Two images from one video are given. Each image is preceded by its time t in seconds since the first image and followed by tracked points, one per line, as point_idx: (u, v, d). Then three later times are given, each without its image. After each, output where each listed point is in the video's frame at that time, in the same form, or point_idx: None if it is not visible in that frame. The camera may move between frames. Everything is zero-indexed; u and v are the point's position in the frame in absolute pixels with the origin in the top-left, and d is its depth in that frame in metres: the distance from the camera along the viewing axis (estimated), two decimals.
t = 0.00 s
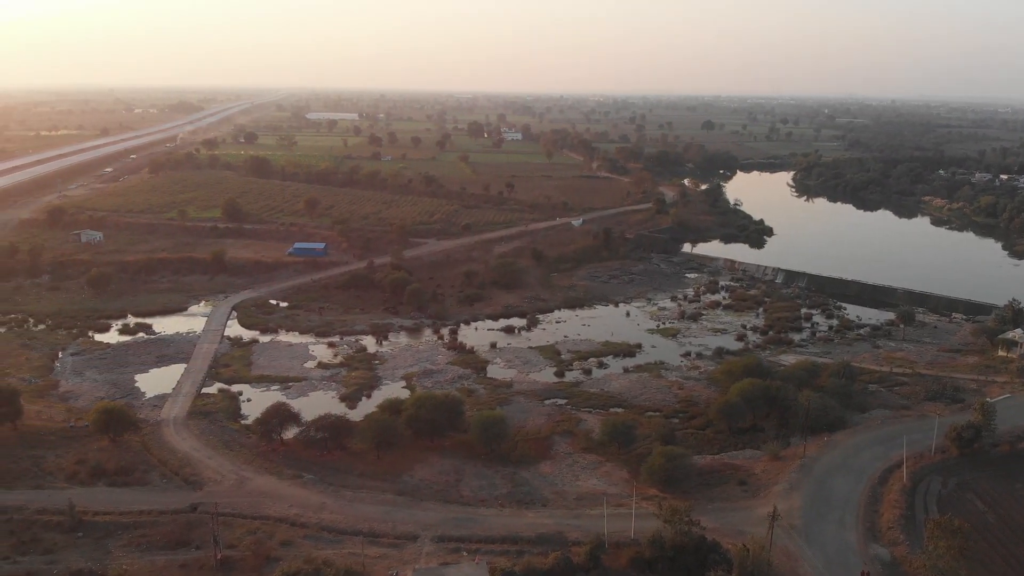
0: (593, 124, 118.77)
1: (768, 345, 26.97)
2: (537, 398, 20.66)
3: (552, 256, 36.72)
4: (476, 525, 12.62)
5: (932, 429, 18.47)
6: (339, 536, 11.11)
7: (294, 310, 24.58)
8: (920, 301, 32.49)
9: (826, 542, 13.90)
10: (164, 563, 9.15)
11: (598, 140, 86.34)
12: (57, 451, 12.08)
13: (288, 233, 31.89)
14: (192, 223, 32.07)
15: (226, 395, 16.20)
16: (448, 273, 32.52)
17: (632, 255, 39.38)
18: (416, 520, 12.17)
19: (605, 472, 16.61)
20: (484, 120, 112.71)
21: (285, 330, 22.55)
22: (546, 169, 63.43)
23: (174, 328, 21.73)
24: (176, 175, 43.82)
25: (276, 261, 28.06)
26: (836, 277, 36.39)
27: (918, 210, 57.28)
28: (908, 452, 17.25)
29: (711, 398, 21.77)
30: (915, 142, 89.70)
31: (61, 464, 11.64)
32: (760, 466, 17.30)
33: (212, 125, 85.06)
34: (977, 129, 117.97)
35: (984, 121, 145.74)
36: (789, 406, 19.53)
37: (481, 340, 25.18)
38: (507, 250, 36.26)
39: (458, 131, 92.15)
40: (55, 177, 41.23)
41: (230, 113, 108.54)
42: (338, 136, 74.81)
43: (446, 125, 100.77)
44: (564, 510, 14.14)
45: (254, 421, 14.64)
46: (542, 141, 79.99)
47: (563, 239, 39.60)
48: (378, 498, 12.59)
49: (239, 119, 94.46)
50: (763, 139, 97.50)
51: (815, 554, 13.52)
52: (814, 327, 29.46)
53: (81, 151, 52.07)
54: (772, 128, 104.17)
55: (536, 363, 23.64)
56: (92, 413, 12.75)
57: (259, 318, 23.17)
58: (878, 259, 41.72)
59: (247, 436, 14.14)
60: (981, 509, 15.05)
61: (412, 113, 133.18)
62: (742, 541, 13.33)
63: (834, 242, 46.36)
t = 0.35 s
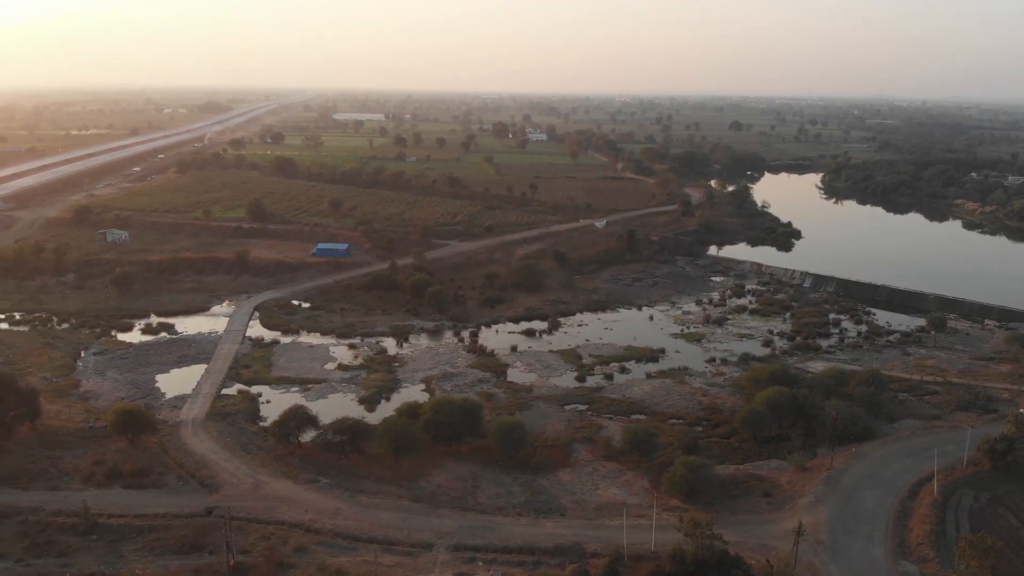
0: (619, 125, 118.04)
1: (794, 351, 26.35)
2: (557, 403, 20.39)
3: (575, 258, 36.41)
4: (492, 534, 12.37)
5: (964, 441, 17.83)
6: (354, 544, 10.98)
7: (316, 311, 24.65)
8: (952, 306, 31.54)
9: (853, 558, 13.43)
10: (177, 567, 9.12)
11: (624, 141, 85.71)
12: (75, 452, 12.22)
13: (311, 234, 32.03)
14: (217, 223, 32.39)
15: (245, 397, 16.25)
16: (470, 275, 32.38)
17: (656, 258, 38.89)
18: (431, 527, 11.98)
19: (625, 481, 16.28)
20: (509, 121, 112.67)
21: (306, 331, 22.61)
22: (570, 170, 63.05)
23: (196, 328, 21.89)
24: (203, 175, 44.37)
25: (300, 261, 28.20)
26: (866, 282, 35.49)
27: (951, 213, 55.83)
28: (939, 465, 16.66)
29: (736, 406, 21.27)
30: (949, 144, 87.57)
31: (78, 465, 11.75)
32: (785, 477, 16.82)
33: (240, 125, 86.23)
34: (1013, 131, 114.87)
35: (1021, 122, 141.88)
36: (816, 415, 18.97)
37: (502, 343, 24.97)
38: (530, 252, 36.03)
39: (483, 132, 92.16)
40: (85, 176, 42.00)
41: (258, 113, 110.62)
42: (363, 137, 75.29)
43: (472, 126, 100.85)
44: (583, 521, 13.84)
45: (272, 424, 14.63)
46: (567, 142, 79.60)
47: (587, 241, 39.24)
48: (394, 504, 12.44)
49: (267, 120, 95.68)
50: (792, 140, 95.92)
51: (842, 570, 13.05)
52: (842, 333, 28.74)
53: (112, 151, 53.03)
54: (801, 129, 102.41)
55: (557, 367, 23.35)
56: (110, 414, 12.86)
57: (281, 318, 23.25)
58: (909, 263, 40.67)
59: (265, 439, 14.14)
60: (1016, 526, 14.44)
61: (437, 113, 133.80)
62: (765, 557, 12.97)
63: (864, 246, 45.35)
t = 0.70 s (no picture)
0: (649, 125, 116.89)
1: (827, 359, 25.58)
2: (582, 409, 20.04)
3: (603, 261, 35.97)
4: (513, 545, 12.10)
5: (1004, 456, 17.08)
6: (372, 551, 10.85)
7: (342, 312, 24.69)
8: (993, 314, 30.36)
9: None
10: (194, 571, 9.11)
11: (654, 141, 84.79)
12: (96, 453, 12.40)
13: (338, 234, 32.17)
14: (247, 222, 32.72)
15: (269, 399, 16.31)
16: (496, 277, 32.19)
17: (686, 261, 38.24)
18: (450, 537, 11.79)
19: (650, 492, 15.88)
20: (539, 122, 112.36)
21: (331, 332, 22.64)
22: (600, 171, 62.47)
23: (223, 328, 22.06)
24: (235, 175, 44.92)
25: (327, 262, 28.32)
26: (902, 287, 34.39)
27: (992, 217, 53.99)
28: (977, 481, 15.97)
29: (766, 415, 20.65)
30: (991, 146, 84.88)
31: (99, 466, 11.91)
32: (817, 490, 16.20)
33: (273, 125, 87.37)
34: None
35: None
36: (850, 426, 18.26)
37: (527, 346, 24.71)
38: (557, 254, 35.70)
39: (513, 132, 91.98)
40: (119, 176, 42.84)
41: (291, 113, 111.55)
42: (394, 137, 75.69)
43: (502, 126, 100.75)
44: (606, 533, 13.49)
45: (294, 426, 14.62)
46: (597, 142, 78.95)
47: (615, 243, 38.75)
48: (413, 512, 12.27)
49: (299, 120, 96.84)
50: (827, 141, 93.90)
51: None
52: (877, 340, 27.82)
53: (147, 151, 54.06)
54: (836, 130, 100.20)
55: (583, 372, 22.99)
56: (132, 415, 13.03)
57: (307, 319, 23.33)
58: (948, 269, 39.33)
59: (287, 442, 14.13)
60: None
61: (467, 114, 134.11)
62: None
63: (901, 250, 44.07)
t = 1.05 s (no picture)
0: (682, 126, 115.47)
1: (863, 367, 24.74)
2: (608, 416, 19.64)
3: (633, 264, 35.46)
4: (536, 557, 11.79)
5: None
6: (390, 560, 10.70)
7: (370, 313, 24.70)
8: None
9: None
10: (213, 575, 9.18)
11: (687, 142, 83.61)
12: (119, 454, 12.62)
13: (367, 235, 32.27)
14: (278, 223, 33.03)
15: (294, 401, 16.37)
16: (524, 279, 31.95)
17: (718, 264, 37.50)
18: (471, 547, 11.57)
19: (678, 504, 15.37)
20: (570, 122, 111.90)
21: (358, 333, 22.65)
22: (631, 172, 61.76)
23: (251, 328, 22.22)
24: (267, 175, 45.44)
25: (356, 263, 28.41)
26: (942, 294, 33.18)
27: None
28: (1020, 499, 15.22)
29: (799, 425, 19.98)
30: None
31: (122, 467, 12.15)
32: (850, 504, 15.56)
33: (307, 125, 88.32)
34: None
35: None
36: (886, 438, 17.44)
37: (554, 351, 24.39)
38: (586, 257, 35.31)
39: (544, 133, 91.60)
40: (155, 176, 43.63)
41: (326, 114, 112.95)
42: (425, 138, 75.97)
43: (533, 127, 100.43)
44: (632, 547, 13.09)
45: (317, 429, 14.61)
46: (629, 143, 78.12)
47: (645, 246, 38.18)
48: (434, 520, 12.09)
49: (333, 121, 97.82)
50: (865, 143, 91.59)
51: None
52: (915, 348, 26.84)
53: (184, 151, 55.07)
54: (875, 132, 97.72)
55: (610, 378, 22.57)
56: (156, 416, 13.21)
57: (334, 320, 23.39)
58: (990, 275, 37.89)
59: (310, 445, 14.12)
60: None
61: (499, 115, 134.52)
62: None
63: (941, 255, 42.64)
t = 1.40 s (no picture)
0: (716, 127, 113.72)
1: (902, 377, 23.85)
2: (635, 424, 19.21)
3: (663, 267, 34.90)
4: (558, 569, 11.51)
5: None
6: (409, 570, 10.51)
7: (397, 314, 24.70)
8: None
9: None
10: None
11: (721, 143, 82.25)
12: (143, 455, 12.81)
13: (396, 236, 32.32)
14: (308, 223, 33.28)
15: (320, 403, 16.39)
16: (552, 282, 31.64)
17: (752, 268, 36.69)
18: (491, 557, 11.32)
19: (706, 518, 14.86)
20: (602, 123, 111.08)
21: (385, 335, 22.64)
22: (664, 174, 60.91)
23: (279, 329, 22.36)
24: (299, 176, 45.93)
25: (384, 264, 28.46)
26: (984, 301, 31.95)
27: None
28: None
29: (834, 437, 19.27)
30: None
31: (145, 469, 12.31)
32: (887, 522, 14.87)
33: (340, 126, 89.31)
34: None
35: None
36: (925, 453, 16.55)
37: (581, 356, 24.03)
38: (615, 260, 34.86)
39: (576, 134, 91.00)
40: (190, 176, 44.42)
41: (360, 114, 113.96)
42: (457, 139, 76.06)
43: (565, 128, 99.88)
44: (656, 561, 12.72)
45: (341, 432, 14.55)
46: (662, 144, 77.15)
47: (676, 249, 37.53)
48: (455, 529, 11.89)
49: (366, 122, 98.75)
50: (905, 145, 89.07)
51: None
52: (956, 358, 25.81)
53: (220, 150, 56.05)
54: (914, 134, 95.23)
55: (638, 385, 22.11)
56: (181, 417, 13.36)
57: (362, 321, 23.41)
58: None
59: (334, 448, 14.05)
60: None
61: (531, 116, 134.18)
62: None
63: (983, 261, 41.13)
